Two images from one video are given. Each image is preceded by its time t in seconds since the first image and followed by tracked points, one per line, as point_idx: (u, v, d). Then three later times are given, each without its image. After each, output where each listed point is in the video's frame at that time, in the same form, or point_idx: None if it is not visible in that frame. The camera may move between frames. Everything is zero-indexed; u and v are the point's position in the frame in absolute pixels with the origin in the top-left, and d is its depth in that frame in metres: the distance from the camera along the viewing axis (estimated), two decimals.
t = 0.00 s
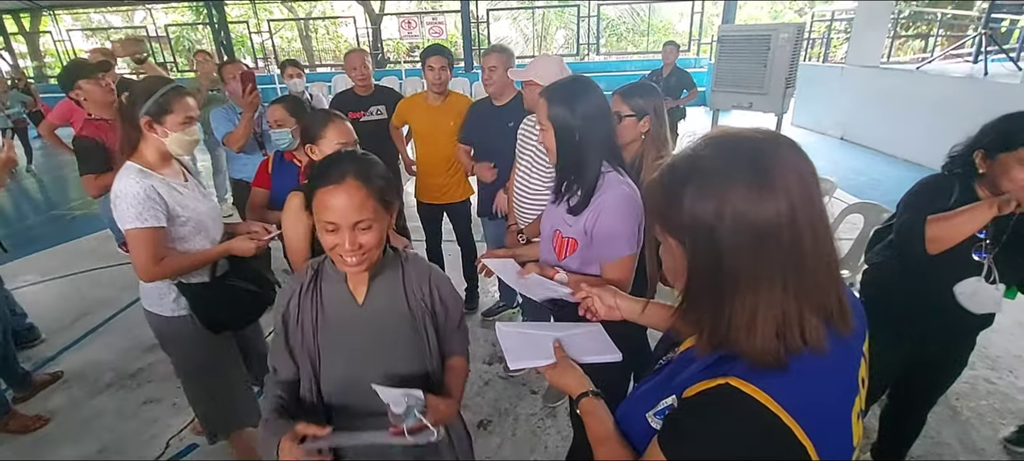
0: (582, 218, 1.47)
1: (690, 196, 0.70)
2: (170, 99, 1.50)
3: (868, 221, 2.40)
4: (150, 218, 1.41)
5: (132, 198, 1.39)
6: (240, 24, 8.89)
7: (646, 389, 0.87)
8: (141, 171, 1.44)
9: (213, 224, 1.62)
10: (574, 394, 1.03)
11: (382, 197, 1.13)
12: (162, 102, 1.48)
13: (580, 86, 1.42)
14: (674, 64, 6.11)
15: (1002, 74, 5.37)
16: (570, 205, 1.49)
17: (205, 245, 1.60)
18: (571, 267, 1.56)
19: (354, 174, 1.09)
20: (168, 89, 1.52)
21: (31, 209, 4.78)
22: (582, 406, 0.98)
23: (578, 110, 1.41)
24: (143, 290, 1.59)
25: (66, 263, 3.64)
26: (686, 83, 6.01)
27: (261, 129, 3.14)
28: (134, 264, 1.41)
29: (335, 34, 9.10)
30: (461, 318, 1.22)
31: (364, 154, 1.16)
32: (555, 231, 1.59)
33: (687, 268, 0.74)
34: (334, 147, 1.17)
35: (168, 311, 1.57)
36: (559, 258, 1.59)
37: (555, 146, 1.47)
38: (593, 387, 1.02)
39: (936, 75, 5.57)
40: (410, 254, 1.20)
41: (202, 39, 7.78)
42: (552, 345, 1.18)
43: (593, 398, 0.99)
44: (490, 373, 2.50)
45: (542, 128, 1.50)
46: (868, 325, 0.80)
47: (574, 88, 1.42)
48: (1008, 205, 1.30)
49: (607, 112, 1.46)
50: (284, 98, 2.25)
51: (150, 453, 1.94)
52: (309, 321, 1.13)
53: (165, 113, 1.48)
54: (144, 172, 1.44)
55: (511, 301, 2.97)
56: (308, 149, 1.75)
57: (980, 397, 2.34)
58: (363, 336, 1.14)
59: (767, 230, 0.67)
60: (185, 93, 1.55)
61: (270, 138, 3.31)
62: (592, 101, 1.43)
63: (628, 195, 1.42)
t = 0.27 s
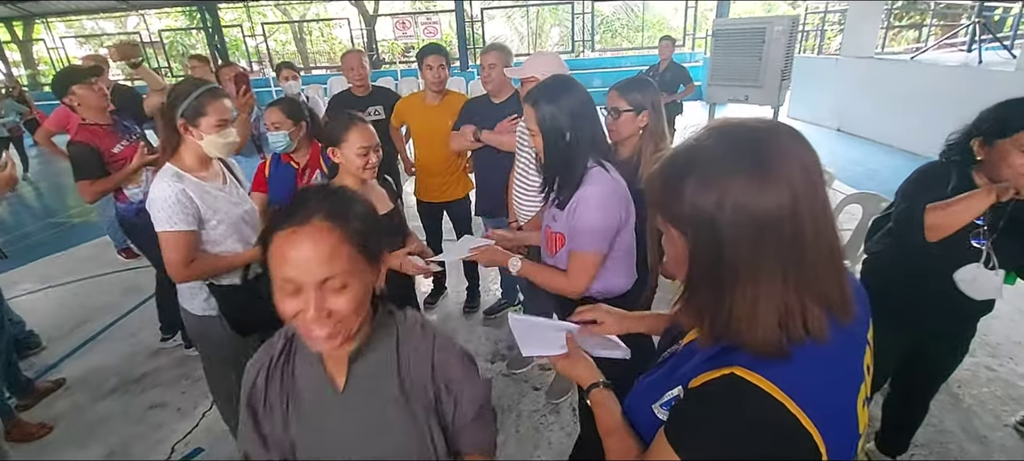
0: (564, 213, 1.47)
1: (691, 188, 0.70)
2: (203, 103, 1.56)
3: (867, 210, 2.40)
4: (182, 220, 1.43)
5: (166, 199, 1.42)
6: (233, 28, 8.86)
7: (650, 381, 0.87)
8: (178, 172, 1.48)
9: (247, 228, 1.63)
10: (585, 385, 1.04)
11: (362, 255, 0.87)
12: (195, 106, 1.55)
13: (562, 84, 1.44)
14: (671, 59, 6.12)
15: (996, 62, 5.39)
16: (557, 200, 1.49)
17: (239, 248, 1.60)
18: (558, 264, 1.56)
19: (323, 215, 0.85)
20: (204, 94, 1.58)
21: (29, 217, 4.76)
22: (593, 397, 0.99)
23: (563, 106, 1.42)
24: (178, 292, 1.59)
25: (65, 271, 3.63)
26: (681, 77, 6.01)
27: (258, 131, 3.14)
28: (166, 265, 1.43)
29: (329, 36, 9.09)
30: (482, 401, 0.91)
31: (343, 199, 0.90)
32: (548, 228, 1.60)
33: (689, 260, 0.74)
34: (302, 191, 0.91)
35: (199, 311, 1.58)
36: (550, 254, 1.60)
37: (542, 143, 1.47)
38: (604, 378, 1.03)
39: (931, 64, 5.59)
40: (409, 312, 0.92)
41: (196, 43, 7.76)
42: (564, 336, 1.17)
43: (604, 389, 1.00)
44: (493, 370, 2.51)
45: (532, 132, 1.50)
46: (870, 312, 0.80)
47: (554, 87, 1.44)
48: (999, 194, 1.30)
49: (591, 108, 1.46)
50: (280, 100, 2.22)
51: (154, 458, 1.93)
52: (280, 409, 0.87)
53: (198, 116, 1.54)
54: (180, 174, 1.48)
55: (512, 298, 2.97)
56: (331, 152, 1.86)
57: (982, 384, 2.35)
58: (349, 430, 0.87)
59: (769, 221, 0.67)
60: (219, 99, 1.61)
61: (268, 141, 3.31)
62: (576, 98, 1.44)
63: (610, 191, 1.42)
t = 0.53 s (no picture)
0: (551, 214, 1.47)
1: (689, 184, 0.70)
2: (234, 100, 1.62)
3: (866, 206, 2.41)
4: (203, 213, 1.54)
5: (187, 194, 1.53)
6: (230, 30, 8.83)
7: (652, 379, 0.87)
8: (204, 168, 1.59)
9: (266, 222, 1.73)
10: (584, 386, 1.03)
11: (250, 356, 0.59)
12: (225, 102, 1.61)
13: (551, 86, 1.43)
14: (669, 58, 6.10)
15: (992, 58, 5.40)
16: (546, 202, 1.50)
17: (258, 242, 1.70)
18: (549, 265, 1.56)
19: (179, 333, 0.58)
20: (235, 91, 1.64)
21: (26, 222, 4.75)
22: (592, 398, 0.98)
23: (548, 108, 1.41)
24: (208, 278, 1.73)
25: (63, 275, 3.62)
26: (678, 76, 6.01)
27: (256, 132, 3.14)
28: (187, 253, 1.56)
29: (326, 37, 8.98)
30: None
31: (245, 288, 0.66)
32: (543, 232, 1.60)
33: (689, 256, 0.74)
34: (190, 274, 0.66)
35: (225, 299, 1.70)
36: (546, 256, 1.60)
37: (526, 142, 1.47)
38: (603, 379, 1.03)
39: (927, 60, 5.59)
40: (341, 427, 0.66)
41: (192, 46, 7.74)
42: (560, 338, 1.19)
43: (603, 389, 0.99)
44: (493, 370, 2.50)
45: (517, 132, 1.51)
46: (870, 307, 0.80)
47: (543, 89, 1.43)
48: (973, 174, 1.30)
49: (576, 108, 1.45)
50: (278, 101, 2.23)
51: None
52: None
53: (226, 114, 1.61)
54: (206, 169, 1.59)
55: (512, 298, 2.97)
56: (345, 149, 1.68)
57: (981, 378, 2.35)
58: None
59: (767, 216, 0.67)
60: (250, 96, 1.66)
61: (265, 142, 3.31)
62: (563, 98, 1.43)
63: (592, 193, 1.40)
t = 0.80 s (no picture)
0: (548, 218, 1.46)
1: (683, 184, 0.70)
2: (246, 98, 1.54)
3: (860, 206, 2.42)
4: (211, 211, 1.49)
5: (197, 190, 1.48)
6: (226, 31, 8.83)
7: (647, 379, 0.87)
8: (214, 165, 1.53)
9: (276, 223, 1.67)
10: (578, 388, 1.03)
11: None
12: (238, 100, 1.53)
13: (541, 90, 1.41)
14: (659, 58, 6.15)
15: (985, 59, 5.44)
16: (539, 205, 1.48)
17: (267, 243, 1.65)
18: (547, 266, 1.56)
19: None
20: (248, 88, 1.56)
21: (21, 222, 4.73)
22: (586, 401, 0.97)
23: (537, 111, 1.40)
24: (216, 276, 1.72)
25: (58, 276, 3.60)
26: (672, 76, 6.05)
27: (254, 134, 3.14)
28: (193, 252, 1.50)
29: (323, 38, 9.12)
30: None
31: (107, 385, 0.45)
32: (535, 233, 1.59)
33: (684, 256, 0.74)
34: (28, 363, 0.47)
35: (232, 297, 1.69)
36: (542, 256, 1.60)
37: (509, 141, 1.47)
38: (596, 381, 1.02)
39: (922, 61, 5.62)
40: None
41: (189, 46, 7.72)
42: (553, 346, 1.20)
43: (597, 392, 0.99)
44: (490, 370, 2.50)
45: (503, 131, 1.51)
46: (865, 304, 0.80)
47: (532, 92, 1.40)
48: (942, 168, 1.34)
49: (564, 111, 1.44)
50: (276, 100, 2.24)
51: None
52: None
53: (238, 111, 1.53)
54: (217, 166, 1.54)
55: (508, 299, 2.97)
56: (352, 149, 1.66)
57: (976, 377, 2.36)
58: None
59: (761, 214, 0.67)
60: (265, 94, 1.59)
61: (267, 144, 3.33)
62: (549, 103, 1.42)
63: (585, 196, 1.40)
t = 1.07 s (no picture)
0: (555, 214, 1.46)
1: (680, 181, 0.70)
2: (236, 99, 1.51)
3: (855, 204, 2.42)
4: (208, 214, 1.47)
5: (193, 193, 1.46)
6: (221, 32, 8.80)
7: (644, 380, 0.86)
8: (210, 168, 1.52)
9: (274, 223, 1.66)
10: (574, 389, 1.02)
11: None
12: (228, 101, 1.51)
13: (553, 83, 1.41)
14: (652, 58, 6.15)
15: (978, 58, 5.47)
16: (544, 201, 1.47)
17: (265, 245, 1.63)
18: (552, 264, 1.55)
19: None
20: (237, 89, 1.53)
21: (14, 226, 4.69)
22: (581, 402, 0.97)
23: (546, 106, 1.39)
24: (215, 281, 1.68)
25: (51, 280, 3.56)
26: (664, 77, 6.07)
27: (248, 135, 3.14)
28: (189, 255, 1.48)
29: (318, 39, 9.13)
30: None
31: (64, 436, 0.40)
32: (535, 230, 1.57)
33: (681, 255, 0.73)
34: None
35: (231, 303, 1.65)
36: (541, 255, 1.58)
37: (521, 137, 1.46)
38: (592, 382, 1.02)
39: (917, 60, 5.64)
40: None
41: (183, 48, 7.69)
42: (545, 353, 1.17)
43: (593, 392, 0.98)
44: (487, 371, 2.50)
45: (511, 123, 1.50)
46: (863, 301, 0.80)
47: (541, 85, 1.40)
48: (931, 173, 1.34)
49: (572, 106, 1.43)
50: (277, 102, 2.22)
51: None
52: None
53: (228, 113, 1.51)
54: (211, 169, 1.52)
55: (505, 299, 2.96)
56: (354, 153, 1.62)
57: (972, 374, 2.37)
58: None
59: (759, 211, 0.66)
60: (254, 94, 1.56)
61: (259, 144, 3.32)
62: (558, 97, 1.41)
63: (592, 189, 1.41)
